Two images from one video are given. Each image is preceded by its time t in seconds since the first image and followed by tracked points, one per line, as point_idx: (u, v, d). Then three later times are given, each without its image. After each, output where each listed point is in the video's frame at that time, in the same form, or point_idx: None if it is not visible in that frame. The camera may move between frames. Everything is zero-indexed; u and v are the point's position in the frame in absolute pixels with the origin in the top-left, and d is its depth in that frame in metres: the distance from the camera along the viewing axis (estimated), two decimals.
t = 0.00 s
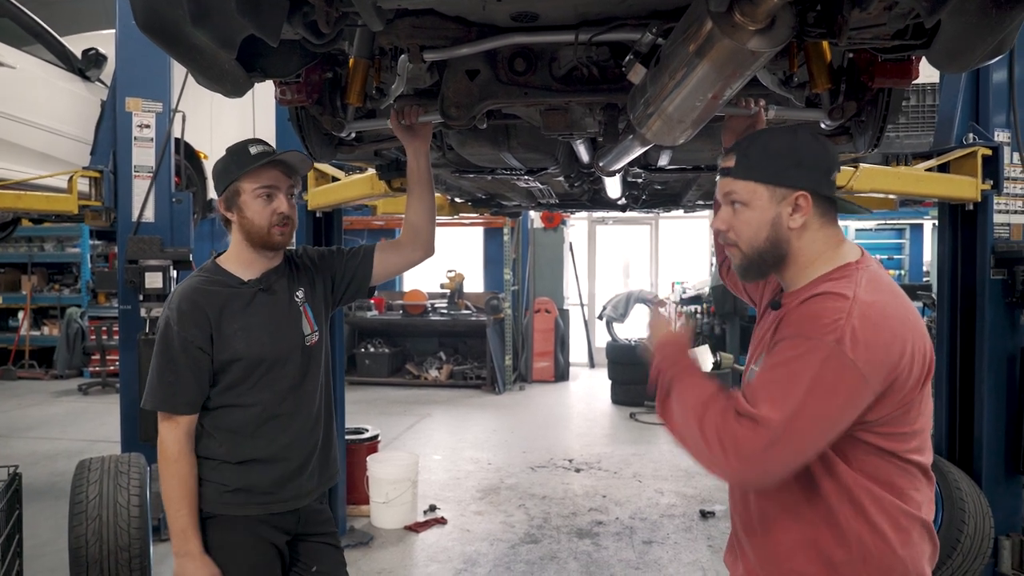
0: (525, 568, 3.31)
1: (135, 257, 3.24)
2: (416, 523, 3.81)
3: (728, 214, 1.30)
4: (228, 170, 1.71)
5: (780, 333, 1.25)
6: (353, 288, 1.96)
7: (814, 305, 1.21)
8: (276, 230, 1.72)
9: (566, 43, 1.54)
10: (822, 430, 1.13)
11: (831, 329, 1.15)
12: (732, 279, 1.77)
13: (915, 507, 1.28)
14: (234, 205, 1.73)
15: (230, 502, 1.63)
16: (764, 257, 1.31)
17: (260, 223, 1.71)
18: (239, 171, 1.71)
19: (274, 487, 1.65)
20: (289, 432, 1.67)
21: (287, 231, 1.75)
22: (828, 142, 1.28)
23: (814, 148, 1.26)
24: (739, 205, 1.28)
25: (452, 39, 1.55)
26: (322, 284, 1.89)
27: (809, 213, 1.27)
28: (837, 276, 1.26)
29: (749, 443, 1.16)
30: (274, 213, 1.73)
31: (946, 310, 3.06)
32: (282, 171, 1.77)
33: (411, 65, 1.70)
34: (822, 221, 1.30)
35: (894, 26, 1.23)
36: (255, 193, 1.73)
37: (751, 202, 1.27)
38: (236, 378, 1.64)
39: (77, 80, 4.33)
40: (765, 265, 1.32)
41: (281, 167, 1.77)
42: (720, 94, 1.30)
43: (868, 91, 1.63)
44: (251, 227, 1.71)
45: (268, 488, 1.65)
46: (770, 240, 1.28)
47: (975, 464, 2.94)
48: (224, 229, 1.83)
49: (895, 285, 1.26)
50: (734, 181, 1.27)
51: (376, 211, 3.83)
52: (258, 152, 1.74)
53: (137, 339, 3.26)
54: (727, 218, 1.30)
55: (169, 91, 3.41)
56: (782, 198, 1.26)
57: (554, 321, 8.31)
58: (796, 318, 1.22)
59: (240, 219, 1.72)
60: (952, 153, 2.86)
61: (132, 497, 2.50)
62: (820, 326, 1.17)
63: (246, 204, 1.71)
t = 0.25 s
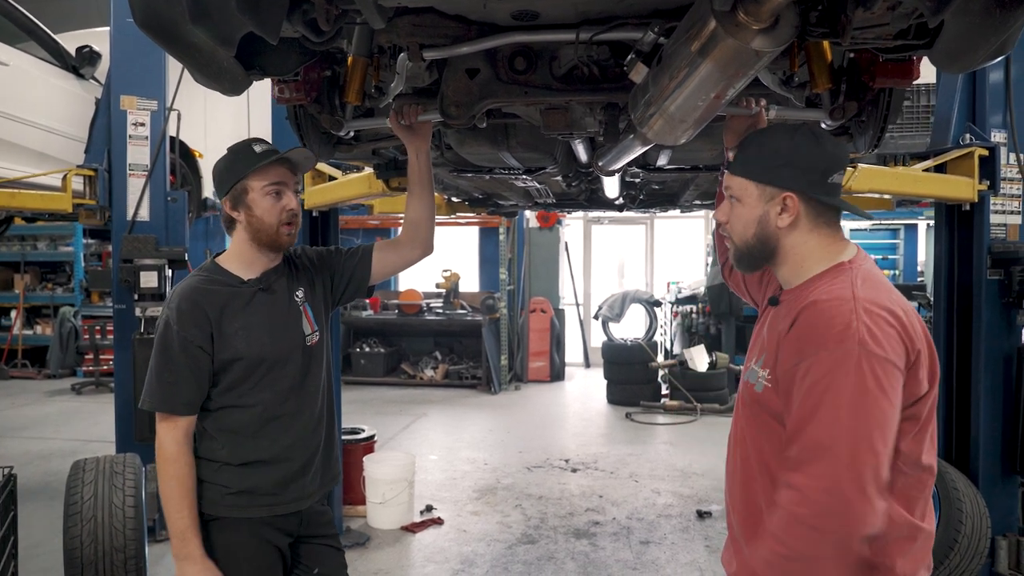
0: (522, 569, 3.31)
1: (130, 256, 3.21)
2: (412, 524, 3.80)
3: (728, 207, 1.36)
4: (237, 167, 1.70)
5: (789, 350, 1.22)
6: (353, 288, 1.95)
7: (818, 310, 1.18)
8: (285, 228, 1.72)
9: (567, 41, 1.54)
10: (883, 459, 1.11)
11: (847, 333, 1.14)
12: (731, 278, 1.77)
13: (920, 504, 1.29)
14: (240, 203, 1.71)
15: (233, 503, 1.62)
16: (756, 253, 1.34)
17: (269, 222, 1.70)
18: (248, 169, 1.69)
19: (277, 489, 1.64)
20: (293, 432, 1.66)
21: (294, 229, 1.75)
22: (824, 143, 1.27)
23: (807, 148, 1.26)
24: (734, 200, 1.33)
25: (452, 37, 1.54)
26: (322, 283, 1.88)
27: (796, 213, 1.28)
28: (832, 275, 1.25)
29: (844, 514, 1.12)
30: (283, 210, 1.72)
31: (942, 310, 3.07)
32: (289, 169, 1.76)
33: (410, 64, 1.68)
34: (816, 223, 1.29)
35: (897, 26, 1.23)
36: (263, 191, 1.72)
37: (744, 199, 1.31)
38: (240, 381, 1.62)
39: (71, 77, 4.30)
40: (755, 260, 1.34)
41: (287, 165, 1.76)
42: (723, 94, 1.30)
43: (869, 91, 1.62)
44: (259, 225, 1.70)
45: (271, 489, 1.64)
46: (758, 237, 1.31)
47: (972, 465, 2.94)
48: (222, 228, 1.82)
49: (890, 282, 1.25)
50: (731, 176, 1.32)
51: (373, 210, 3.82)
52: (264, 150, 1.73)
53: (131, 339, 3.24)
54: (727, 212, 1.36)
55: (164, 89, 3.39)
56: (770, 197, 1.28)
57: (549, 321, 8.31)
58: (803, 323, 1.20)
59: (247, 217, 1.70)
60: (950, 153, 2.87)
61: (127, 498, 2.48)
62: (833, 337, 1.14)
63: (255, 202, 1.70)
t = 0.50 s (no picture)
0: (524, 572, 3.30)
1: (130, 257, 3.20)
2: (413, 527, 3.79)
3: (747, 200, 1.36)
4: (232, 170, 1.71)
5: (819, 338, 1.20)
6: (359, 291, 1.94)
7: (846, 297, 1.18)
8: (274, 231, 1.69)
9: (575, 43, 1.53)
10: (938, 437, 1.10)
11: (880, 314, 1.14)
12: (731, 280, 1.76)
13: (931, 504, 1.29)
14: (236, 204, 1.73)
15: (238, 507, 1.60)
16: (769, 247, 1.34)
17: (259, 223, 1.69)
18: (240, 171, 1.70)
19: (284, 493, 1.63)
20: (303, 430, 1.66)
21: (287, 232, 1.71)
22: (850, 143, 1.27)
23: (831, 148, 1.26)
24: (755, 193, 1.33)
25: (459, 38, 1.54)
26: (328, 285, 1.87)
27: (817, 210, 1.28)
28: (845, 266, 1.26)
29: (910, 495, 1.09)
30: (273, 213, 1.69)
31: (945, 313, 3.06)
32: (285, 171, 1.75)
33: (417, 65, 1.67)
34: (835, 223, 1.29)
35: (910, 27, 1.23)
36: (255, 193, 1.71)
37: (765, 192, 1.31)
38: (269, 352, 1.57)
39: (71, 78, 4.28)
40: (769, 255, 1.35)
41: (285, 167, 1.75)
42: (733, 96, 1.29)
43: (878, 93, 1.61)
44: (250, 226, 1.69)
45: (277, 493, 1.63)
46: (775, 232, 1.31)
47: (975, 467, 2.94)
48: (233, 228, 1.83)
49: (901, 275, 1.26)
50: (754, 169, 1.32)
51: (374, 212, 3.81)
52: (262, 153, 1.73)
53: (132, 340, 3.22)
54: (745, 204, 1.36)
55: (165, 90, 3.37)
56: (793, 193, 1.28)
57: (549, 323, 8.30)
58: (828, 310, 1.19)
59: (241, 219, 1.71)
60: (954, 154, 2.86)
61: (128, 501, 2.47)
62: (869, 321, 1.14)
63: (247, 204, 1.70)
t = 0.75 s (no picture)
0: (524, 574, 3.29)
1: (129, 258, 3.18)
2: (412, 528, 3.78)
3: (760, 197, 1.36)
4: (232, 171, 1.71)
5: (823, 340, 1.20)
6: (363, 293, 1.92)
7: (849, 299, 1.18)
8: (273, 234, 1.68)
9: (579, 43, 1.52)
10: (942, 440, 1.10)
11: (885, 319, 1.13)
12: (737, 284, 1.75)
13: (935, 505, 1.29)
14: (236, 205, 1.72)
15: (238, 509, 1.59)
16: (779, 246, 1.34)
17: (257, 225, 1.68)
18: (240, 172, 1.69)
19: (285, 495, 1.62)
20: (302, 433, 1.65)
21: (286, 234, 1.70)
22: (864, 145, 1.26)
23: (845, 149, 1.26)
24: (768, 191, 1.34)
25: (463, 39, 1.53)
26: (331, 287, 1.86)
27: (828, 210, 1.28)
28: (851, 268, 1.25)
29: (912, 499, 1.08)
30: (271, 215, 1.68)
31: (945, 314, 3.07)
32: (283, 172, 1.73)
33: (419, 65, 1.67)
34: (846, 224, 1.30)
35: (916, 29, 1.23)
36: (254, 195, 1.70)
37: (778, 190, 1.32)
38: (264, 353, 1.55)
39: (69, 78, 4.27)
40: (778, 253, 1.35)
41: (285, 169, 1.74)
42: (738, 97, 1.28)
43: (880, 95, 1.62)
44: (249, 228, 1.68)
45: (278, 496, 1.62)
46: (786, 231, 1.32)
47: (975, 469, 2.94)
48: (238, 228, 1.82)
49: (908, 279, 1.26)
50: (767, 168, 1.33)
51: (373, 212, 3.80)
52: (261, 155, 1.72)
53: (130, 341, 3.21)
54: (757, 202, 1.36)
55: (163, 90, 3.36)
56: (805, 192, 1.28)
57: (546, 324, 8.30)
58: (833, 313, 1.19)
59: (241, 220, 1.70)
60: (954, 157, 2.87)
61: (126, 503, 2.46)
62: (872, 323, 1.14)
63: (246, 205, 1.69)
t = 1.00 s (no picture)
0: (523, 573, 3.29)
1: (127, 257, 3.17)
2: (412, 528, 3.77)
3: (766, 196, 1.36)
4: (261, 167, 1.69)
5: (813, 351, 1.20)
6: (366, 293, 1.92)
7: (837, 312, 1.17)
8: (303, 230, 1.72)
9: (582, 43, 1.52)
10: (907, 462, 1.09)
11: (867, 335, 1.12)
12: (741, 283, 1.75)
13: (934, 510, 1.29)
14: (262, 201, 1.69)
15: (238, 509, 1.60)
16: (782, 245, 1.34)
17: (291, 222, 1.70)
18: (273, 168, 1.69)
19: (286, 496, 1.62)
20: (301, 437, 1.64)
21: (312, 232, 1.74)
22: (872, 145, 1.27)
23: (850, 150, 1.26)
24: (774, 188, 1.34)
25: (465, 38, 1.53)
26: (335, 287, 1.85)
27: (833, 209, 1.27)
28: (852, 277, 1.24)
29: (873, 518, 1.09)
30: (304, 212, 1.72)
31: (944, 314, 3.08)
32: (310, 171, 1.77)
33: (422, 65, 1.66)
34: (850, 225, 1.28)
35: (921, 30, 1.24)
36: (285, 191, 1.71)
37: (783, 188, 1.32)
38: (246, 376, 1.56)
39: (68, 77, 4.26)
40: (781, 252, 1.34)
41: (308, 168, 1.76)
42: (743, 98, 1.28)
43: (884, 95, 1.64)
44: (280, 224, 1.69)
45: (278, 496, 1.62)
46: (788, 229, 1.31)
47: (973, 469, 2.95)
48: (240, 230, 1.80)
49: (911, 287, 1.24)
50: (775, 166, 1.32)
51: (373, 212, 3.80)
52: (288, 152, 1.73)
53: (128, 341, 3.20)
54: (763, 200, 1.37)
55: (163, 89, 3.36)
56: (810, 191, 1.28)
57: (544, 324, 8.30)
58: (823, 326, 1.19)
59: (268, 216, 1.69)
60: (954, 158, 2.88)
61: (125, 503, 2.45)
62: (853, 339, 1.13)
63: (278, 201, 1.69)
